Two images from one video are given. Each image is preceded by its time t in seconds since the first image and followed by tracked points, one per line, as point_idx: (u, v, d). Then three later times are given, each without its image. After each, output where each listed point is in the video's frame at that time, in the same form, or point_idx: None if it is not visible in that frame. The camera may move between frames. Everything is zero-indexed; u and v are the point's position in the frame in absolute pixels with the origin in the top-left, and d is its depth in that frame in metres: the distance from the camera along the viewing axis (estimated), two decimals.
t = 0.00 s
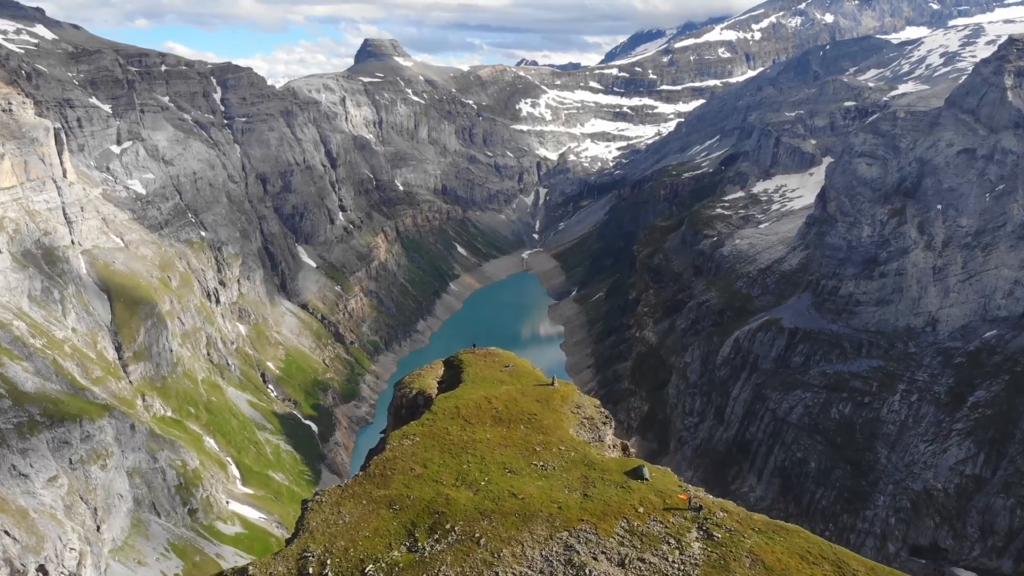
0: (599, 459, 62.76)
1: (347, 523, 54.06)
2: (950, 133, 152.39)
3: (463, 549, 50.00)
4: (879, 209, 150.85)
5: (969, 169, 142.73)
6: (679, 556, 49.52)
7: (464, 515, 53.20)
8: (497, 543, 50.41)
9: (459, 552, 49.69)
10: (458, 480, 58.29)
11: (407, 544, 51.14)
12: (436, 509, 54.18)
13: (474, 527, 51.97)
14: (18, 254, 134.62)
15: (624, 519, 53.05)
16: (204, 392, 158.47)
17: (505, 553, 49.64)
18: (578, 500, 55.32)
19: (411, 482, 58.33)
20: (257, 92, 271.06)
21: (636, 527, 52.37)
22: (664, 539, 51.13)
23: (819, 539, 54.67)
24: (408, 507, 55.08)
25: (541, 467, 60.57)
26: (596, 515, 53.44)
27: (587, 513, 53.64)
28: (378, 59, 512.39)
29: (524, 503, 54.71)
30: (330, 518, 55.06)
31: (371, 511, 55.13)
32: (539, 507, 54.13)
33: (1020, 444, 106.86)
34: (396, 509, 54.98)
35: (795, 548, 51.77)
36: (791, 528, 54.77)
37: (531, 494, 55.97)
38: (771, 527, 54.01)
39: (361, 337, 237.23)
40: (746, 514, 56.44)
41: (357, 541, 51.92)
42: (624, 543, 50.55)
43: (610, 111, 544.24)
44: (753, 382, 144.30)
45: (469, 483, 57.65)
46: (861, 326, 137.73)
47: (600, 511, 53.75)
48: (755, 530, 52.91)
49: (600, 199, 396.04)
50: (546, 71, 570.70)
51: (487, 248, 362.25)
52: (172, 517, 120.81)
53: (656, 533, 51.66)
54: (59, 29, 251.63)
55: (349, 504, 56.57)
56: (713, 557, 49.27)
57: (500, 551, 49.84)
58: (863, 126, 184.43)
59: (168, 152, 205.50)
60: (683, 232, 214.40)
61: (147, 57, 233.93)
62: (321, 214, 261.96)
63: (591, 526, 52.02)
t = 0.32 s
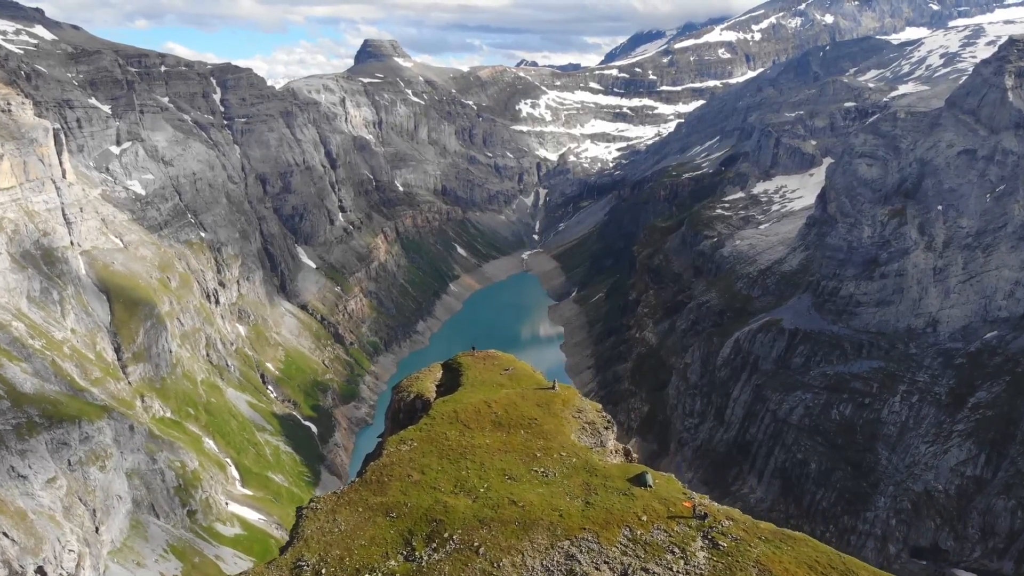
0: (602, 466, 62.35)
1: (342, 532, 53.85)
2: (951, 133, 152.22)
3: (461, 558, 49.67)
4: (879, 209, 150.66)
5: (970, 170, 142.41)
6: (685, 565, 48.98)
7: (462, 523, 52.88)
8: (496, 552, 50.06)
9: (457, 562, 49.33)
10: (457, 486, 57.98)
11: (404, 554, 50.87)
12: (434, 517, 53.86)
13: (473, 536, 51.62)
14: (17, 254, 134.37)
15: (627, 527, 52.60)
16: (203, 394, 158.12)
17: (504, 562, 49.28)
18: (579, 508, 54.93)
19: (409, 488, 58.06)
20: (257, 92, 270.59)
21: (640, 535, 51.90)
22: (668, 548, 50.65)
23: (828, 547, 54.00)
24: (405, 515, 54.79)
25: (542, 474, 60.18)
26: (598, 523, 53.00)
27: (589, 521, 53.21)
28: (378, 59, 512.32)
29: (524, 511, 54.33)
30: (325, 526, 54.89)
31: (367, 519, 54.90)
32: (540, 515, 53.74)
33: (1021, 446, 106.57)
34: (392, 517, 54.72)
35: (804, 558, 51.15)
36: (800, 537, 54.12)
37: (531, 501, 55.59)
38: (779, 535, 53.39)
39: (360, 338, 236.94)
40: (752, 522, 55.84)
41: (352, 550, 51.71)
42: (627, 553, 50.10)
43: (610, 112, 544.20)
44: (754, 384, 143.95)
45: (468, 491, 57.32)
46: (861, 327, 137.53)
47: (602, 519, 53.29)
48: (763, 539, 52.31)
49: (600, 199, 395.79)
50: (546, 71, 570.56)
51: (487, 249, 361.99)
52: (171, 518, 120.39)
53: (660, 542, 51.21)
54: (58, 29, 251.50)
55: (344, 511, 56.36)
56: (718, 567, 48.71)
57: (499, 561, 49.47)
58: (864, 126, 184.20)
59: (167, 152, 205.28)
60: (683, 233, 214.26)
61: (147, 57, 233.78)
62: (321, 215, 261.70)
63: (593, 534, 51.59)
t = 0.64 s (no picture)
0: (604, 472, 61.95)
1: (337, 541, 53.51)
2: (951, 134, 151.91)
3: (460, 568, 49.31)
4: (880, 210, 150.32)
5: (971, 171, 142.09)
6: None
7: (460, 532, 52.54)
8: (496, 562, 49.70)
9: (455, 572, 48.98)
10: (455, 494, 57.66)
11: (401, 564, 50.54)
12: (431, 526, 53.50)
13: (472, 545, 51.27)
14: (15, 255, 134.06)
15: (630, 537, 52.25)
16: (202, 395, 157.61)
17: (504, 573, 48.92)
18: (581, 517, 54.57)
19: (406, 496, 57.73)
20: (257, 93, 270.02)
21: (643, 545, 51.53)
22: (673, 558, 50.33)
23: (836, 557, 53.60)
24: (401, 523, 54.43)
25: (543, 481, 59.82)
26: (601, 533, 52.64)
27: (591, 530, 52.88)
28: (378, 60, 512.09)
29: (525, 519, 53.96)
30: (319, 535, 54.57)
31: (363, 528, 54.55)
32: (541, 524, 53.39)
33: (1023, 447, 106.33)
34: (388, 525, 54.37)
35: (812, 568, 50.77)
36: (808, 547, 53.69)
37: (531, 510, 55.23)
38: (787, 545, 52.96)
39: (360, 339, 236.59)
40: (759, 531, 55.37)
41: (348, 560, 51.38)
42: (631, 563, 49.79)
43: (610, 113, 544.08)
44: (754, 385, 143.56)
45: (467, 499, 56.95)
46: (861, 328, 137.22)
47: (605, 528, 52.95)
48: (770, 549, 51.95)
49: (600, 200, 395.51)
50: (546, 73, 570.45)
51: (487, 250, 361.69)
52: (170, 519, 120.02)
53: (665, 552, 50.89)
54: (57, 30, 251.20)
55: (339, 520, 56.01)
56: None
57: (499, 571, 49.10)
58: (864, 127, 183.99)
59: (166, 153, 204.98)
60: (683, 234, 214.00)
61: (146, 58, 233.49)
62: (321, 216, 261.41)
63: (596, 544, 51.26)
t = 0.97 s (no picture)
0: (607, 479, 61.64)
1: (332, 550, 53.14)
2: (952, 135, 151.60)
3: None
4: (881, 211, 150.05)
5: (972, 171, 141.87)
6: None
7: (459, 541, 52.21)
8: (496, 573, 49.39)
9: None
10: (454, 501, 57.32)
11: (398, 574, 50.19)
12: (429, 534, 53.15)
13: (472, 555, 50.98)
14: (14, 256, 133.78)
15: (634, 547, 51.93)
16: (201, 395, 157.24)
17: None
18: (583, 525, 54.25)
19: (403, 503, 57.37)
20: (257, 94, 269.66)
21: (648, 555, 51.19)
22: (678, 568, 49.99)
23: (845, 567, 53.18)
24: (398, 531, 54.06)
25: (544, 488, 59.52)
26: (604, 542, 52.32)
27: (594, 539, 52.56)
28: (377, 61, 511.64)
29: (525, 528, 53.64)
30: (313, 543, 54.18)
31: (359, 536, 54.18)
32: (542, 533, 53.07)
33: None
34: (385, 534, 54.00)
35: None
36: (816, 556, 53.26)
37: (532, 518, 54.91)
38: (795, 554, 52.56)
39: (359, 340, 236.30)
40: (766, 540, 54.97)
41: (343, 569, 51.02)
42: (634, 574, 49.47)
43: (610, 113, 544.04)
44: (755, 385, 143.21)
45: (466, 506, 56.64)
46: (862, 329, 136.92)
47: (608, 538, 52.62)
48: (778, 559, 51.58)
49: (600, 201, 395.32)
50: (546, 73, 570.27)
51: (487, 250, 361.53)
52: (169, 521, 119.69)
53: (670, 562, 50.54)
54: (57, 30, 250.99)
55: (334, 528, 55.63)
56: None
57: None
58: (865, 128, 183.87)
59: (166, 154, 204.81)
60: (683, 235, 213.76)
61: (146, 59, 233.37)
62: (321, 216, 261.16)
63: (598, 554, 50.95)
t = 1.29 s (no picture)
0: (610, 486, 61.15)
1: (327, 559, 52.91)
2: (953, 135, 151.33)
3: None
4: (881, 212, 149.69)
5: (972, 172, 141.56)
6: None
7: (457, 551, 51.86)
8: None
9: None
10: (451, 509, 56.97)
11: None
12: (426, 543, 52.82)
13: (470, 565, 50.66)
14: (13, 256, 133.53)
15: (638, 556, 51.42)
16: (200, 396, 156.90)
17: None
18: (585, 534, 53.78)
19: (400, 511, 57.06)
20: (257, 94, 269.41)
21: (652, 565, 50.66)
22: None
23: None
24: (395, 540, 53.75)
25: (545, 495, 59.10)
26: (607, 551, 51.85)
27: (597, 549, 52.08)
28: (377, 61, 511.57)
29: (525, 537, 53.24)
30: (308, 552, 53.94)
31: (354, 545, 53.93)
32: (543, 542, 52.65)
33: None
34: (381, 542, 53.72)
35: None
36: (826, 566, 52.53)
37: (533, 526, 54.49)
38: (803, 565, 51.84)
39: (359, 341, 236.01)
40: (774, 549, 54.27)
41: None
42: None
43: (610, 114, 543.94)
44: (755, 386, 142.91)
45: (463, 514, 56.26)
46: (863, 330, 136.63)
47: (611, 547, 52.13)
48: (786, 569, 50.89)
49: (600, 202, 395.13)
50: (547, 74, 570.14)
51: (487, 251, 361.37)
52: (168, 522, 119.40)
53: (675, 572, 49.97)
54: (56, 31, 250.81)
55: (329, 536, 55.39)
56: None
57: None
58: (865, 128, 183.64)
59: (166, 154, 204.57)
60: (683, 236, 213.51)
61: (145, 59, 233.22)
62: (320, 217, 260.87)
63: (601, 564, 50.51)
